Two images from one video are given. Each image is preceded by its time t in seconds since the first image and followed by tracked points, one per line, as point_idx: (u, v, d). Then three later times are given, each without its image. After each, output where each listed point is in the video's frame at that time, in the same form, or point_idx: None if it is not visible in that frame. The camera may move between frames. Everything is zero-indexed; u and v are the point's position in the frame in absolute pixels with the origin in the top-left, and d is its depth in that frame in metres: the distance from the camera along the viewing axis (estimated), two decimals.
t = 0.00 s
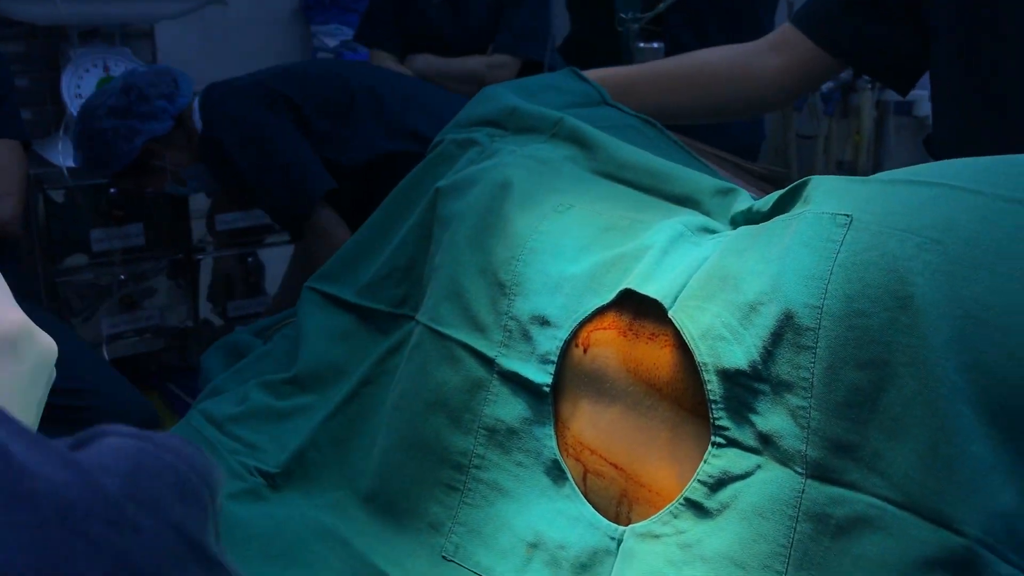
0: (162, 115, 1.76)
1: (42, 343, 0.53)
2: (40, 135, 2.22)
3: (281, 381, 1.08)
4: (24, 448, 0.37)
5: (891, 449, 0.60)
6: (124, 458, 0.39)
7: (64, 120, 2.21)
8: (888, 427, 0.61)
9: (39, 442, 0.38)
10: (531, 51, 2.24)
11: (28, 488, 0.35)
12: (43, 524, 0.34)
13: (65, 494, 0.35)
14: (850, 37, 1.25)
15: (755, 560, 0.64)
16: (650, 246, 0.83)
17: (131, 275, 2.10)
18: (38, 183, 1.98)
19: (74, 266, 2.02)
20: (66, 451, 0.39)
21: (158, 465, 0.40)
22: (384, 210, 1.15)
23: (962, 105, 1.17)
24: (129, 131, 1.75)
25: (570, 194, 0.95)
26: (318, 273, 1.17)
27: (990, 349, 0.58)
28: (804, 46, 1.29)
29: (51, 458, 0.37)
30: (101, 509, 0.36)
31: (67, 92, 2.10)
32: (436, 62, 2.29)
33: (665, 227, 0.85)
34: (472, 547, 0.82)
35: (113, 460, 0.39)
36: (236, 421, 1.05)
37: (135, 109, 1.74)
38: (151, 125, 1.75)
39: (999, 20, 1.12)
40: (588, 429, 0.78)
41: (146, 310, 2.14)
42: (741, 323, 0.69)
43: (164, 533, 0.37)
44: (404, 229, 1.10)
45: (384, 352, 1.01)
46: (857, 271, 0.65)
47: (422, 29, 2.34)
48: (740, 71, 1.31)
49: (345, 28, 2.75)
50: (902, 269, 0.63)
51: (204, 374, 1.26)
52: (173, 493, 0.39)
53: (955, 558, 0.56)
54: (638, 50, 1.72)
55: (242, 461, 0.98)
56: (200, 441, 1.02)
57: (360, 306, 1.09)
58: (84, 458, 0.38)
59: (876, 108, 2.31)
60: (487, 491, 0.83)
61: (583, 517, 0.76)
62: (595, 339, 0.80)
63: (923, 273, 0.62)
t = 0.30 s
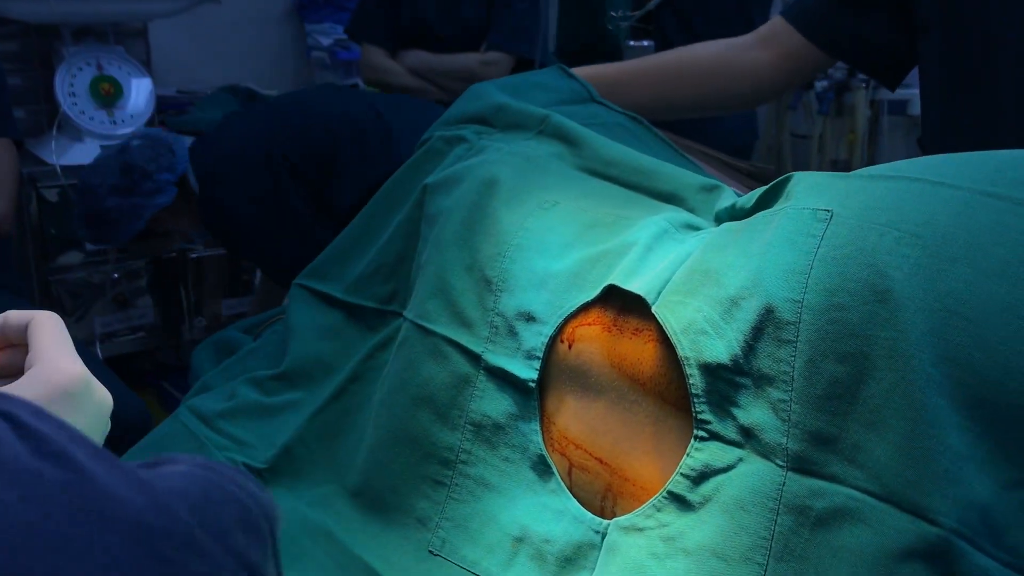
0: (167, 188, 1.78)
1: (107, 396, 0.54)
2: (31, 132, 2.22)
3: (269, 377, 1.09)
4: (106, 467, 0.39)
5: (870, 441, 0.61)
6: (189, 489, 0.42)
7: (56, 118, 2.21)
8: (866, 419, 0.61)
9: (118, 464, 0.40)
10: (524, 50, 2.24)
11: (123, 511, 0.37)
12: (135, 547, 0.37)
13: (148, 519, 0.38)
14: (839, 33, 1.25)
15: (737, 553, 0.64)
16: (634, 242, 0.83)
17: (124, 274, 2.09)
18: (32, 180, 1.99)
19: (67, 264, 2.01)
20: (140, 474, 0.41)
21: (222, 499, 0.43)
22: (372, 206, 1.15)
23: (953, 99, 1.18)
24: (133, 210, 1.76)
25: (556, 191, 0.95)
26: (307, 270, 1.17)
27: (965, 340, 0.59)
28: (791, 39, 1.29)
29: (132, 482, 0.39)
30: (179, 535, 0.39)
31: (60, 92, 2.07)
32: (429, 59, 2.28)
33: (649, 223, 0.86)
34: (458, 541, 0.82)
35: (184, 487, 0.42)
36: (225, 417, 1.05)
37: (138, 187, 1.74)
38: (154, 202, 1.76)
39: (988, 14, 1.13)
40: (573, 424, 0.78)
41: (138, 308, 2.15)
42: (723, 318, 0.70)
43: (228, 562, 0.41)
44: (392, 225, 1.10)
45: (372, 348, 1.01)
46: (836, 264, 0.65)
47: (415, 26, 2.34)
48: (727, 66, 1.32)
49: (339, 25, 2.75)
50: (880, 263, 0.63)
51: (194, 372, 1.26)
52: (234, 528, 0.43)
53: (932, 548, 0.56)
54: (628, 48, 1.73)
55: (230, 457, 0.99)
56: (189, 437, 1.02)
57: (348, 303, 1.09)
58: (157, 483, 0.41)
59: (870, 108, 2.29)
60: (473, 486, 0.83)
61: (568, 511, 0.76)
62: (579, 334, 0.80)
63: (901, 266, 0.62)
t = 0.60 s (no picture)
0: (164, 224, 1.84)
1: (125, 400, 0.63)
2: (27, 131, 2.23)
3: (265, 373, 1.09)
4: (216, 473, 0.40)
5: (865, 435, 0.61)
6: (288, 499, 0.42)
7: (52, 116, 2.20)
8: (862, 413, 0.61)
9: (224, 470, 0.41)
10: (522, 50, 2.26)
11: (234, 510, 0.38)
12: (241, 542, 0.37)
13: (254, 518, 0.38)
14: (838, 30, 1.25)
15: (733, 547, 0.64)
16: (631, 237, 0.83)
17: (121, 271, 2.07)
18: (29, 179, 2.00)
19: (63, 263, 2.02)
20: (242, 479, 0.41)
21: (317, 505, 0.43)
22: (369, 202, 1.15)
23: (952, 96, 1.18)
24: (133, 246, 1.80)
25: (553, 186, 0.95)
26: (303, 266, 1.17)
27: (961, 333, 0.59)
28: (788, 35, 1.28)
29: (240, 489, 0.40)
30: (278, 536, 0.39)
31: (56, 87, 2.08)
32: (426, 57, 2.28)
33: (645, 218, 0.86)
34: (454, 536, 0.82)
35: (282, 493, 0.42)
36: (220, 413, 1.05)
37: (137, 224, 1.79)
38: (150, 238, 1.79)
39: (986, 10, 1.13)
40: (569, 419, 0.78)
41: (134, 307, 2.12)
42: (719, 312, 0.70)
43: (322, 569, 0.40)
44: (388, 221, 1.10)
45: (368, 344, 1.01)
46: (833, 258, 0.65)
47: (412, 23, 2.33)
48: (723, 62, 1.32)
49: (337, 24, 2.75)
50: (877, 256, 0.63)
51: (190, 369, 1.26)
52: (328, 537, 0.42)
53: (928, 541, 0.57)
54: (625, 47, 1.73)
55: (226, 452, 0.98)
56: (186, 433, 1.02)
57: (344, 299, 1.09)
58: (262, 490, 0.41)
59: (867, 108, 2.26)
60: (470, 481, 0.83)
61: (564, 506, 0.76)
62: (576, 329, 0.80)
63: (898, 261, 0.62)
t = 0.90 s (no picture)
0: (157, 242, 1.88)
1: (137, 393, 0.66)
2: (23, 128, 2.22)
3: (260, 368, 1.08)
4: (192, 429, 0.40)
5: (864, 429, 0.60)
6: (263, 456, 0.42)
7: (49, 113, 2.20)
8: (861, 407, 0.60)
9: (205, 430, 0.41)
10: (520, 47, 2.25)
11: (213, 466, 0.38)
12: (223, 497, 0.37)
13: (231, 473, 0.38)
14: (837, 25, 1.24)
15: (730, 543, 0.63)
16: (627, 231, 0.83)
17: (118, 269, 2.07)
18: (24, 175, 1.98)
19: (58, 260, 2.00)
20: (221, 438, 0.41)
21: (292, 468, 0.43)
22: (364, 198, 1.15)
23: (952, 92, 1.17)
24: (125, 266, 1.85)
25: (549, 181, 0.95)
26: (298, 262, 1.16)
27: (961, 326, 0.58)
28: (787, 30, 1.28)
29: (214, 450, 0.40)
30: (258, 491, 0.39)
31: (54, 83, 2.08)
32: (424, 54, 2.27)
33: (641, 212, 0.85)
34: (449, 533, 0.81)
35: (261, 454, 0.42)
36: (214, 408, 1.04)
37: (131, 243, 1.84)
38: (145, 257, 1.86)
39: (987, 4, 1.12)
40: (565, 414, 0.78)
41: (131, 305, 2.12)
42: (716, 306, 0.69)
43: (301, 526, 0.40)
44: (383, 217, 1.10)
45: (363, 339, 1.01)
46: (831, 251, 0.64)
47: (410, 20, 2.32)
48: (721, 58, 1.31)
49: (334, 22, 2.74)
50: (875, 249, 0.63)
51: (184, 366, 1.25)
52: (305, 497, 0.43)
53: (928, 536, 0.56)
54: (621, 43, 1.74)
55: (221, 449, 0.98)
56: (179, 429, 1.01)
57: (339, 294, 1.09)
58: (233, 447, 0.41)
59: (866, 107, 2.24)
60: (465, 477, 0.83)
61: (560, 502, 0.76)
62: (571, 324, 0.79)
63: (896, 253, 0.62)
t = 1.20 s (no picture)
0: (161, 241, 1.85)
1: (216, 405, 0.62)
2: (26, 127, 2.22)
3: (267, 367, 1.07)
4: None
5: (883, 427, 0.59)
6: None
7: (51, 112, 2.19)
8: (880, 405, 0.60)
9: None
10: (523, 44, 2.24)
11: None
12: None
13: None
14: (845, 21, 1.23)
15: (746, 543, 0.62)
16: (639, 228, 0.82)
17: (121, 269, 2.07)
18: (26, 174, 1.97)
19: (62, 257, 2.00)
20: None
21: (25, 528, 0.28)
22: (371, 195, 1.14)
23: (961, 88, 1.17)
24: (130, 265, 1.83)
25: (560, 177, 0.94)
26: (304, 260, 1.16)
27: (981, 323, 0.57)
28: (795, 26, 1.27)
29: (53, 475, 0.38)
30: None
31: (55, 82, 2.05)
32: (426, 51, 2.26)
33: (654, 209, 0.84)
34: (459, 533, 0.80)
35: None
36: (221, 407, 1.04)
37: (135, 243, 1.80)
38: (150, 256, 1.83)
39: None
40: (577, 413, 0.77)
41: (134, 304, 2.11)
42: (731, 303, 0.69)
43: None
44: (390, 214, 1.09)
45: (371, 337, 1.00)
46: (849, 248, 0.64)
47: (413, 17, 2.32)
48: (729, 54, 1.30)
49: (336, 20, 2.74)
50: (893, 245, 0.62)
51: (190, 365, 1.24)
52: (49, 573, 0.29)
53: (948, 535, 0.55)
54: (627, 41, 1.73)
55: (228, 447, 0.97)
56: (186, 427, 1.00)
57: (347, 292, 1.08)
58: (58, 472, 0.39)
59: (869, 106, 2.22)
60: (475, 476, 0.82)
61: (572, 502, 0.75)
62: (584, 321, 0.79)
63: (915, 249, 0.61)
